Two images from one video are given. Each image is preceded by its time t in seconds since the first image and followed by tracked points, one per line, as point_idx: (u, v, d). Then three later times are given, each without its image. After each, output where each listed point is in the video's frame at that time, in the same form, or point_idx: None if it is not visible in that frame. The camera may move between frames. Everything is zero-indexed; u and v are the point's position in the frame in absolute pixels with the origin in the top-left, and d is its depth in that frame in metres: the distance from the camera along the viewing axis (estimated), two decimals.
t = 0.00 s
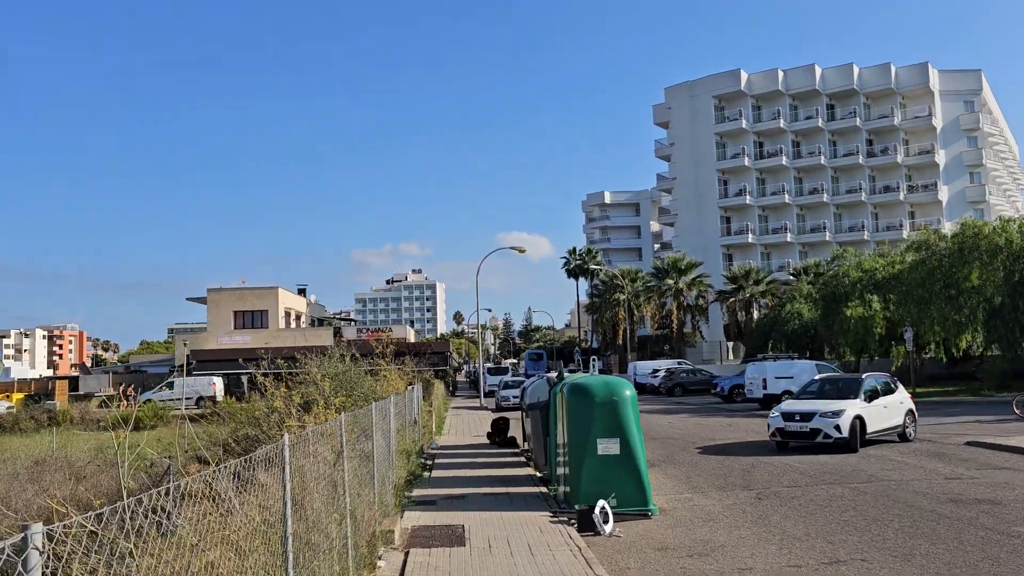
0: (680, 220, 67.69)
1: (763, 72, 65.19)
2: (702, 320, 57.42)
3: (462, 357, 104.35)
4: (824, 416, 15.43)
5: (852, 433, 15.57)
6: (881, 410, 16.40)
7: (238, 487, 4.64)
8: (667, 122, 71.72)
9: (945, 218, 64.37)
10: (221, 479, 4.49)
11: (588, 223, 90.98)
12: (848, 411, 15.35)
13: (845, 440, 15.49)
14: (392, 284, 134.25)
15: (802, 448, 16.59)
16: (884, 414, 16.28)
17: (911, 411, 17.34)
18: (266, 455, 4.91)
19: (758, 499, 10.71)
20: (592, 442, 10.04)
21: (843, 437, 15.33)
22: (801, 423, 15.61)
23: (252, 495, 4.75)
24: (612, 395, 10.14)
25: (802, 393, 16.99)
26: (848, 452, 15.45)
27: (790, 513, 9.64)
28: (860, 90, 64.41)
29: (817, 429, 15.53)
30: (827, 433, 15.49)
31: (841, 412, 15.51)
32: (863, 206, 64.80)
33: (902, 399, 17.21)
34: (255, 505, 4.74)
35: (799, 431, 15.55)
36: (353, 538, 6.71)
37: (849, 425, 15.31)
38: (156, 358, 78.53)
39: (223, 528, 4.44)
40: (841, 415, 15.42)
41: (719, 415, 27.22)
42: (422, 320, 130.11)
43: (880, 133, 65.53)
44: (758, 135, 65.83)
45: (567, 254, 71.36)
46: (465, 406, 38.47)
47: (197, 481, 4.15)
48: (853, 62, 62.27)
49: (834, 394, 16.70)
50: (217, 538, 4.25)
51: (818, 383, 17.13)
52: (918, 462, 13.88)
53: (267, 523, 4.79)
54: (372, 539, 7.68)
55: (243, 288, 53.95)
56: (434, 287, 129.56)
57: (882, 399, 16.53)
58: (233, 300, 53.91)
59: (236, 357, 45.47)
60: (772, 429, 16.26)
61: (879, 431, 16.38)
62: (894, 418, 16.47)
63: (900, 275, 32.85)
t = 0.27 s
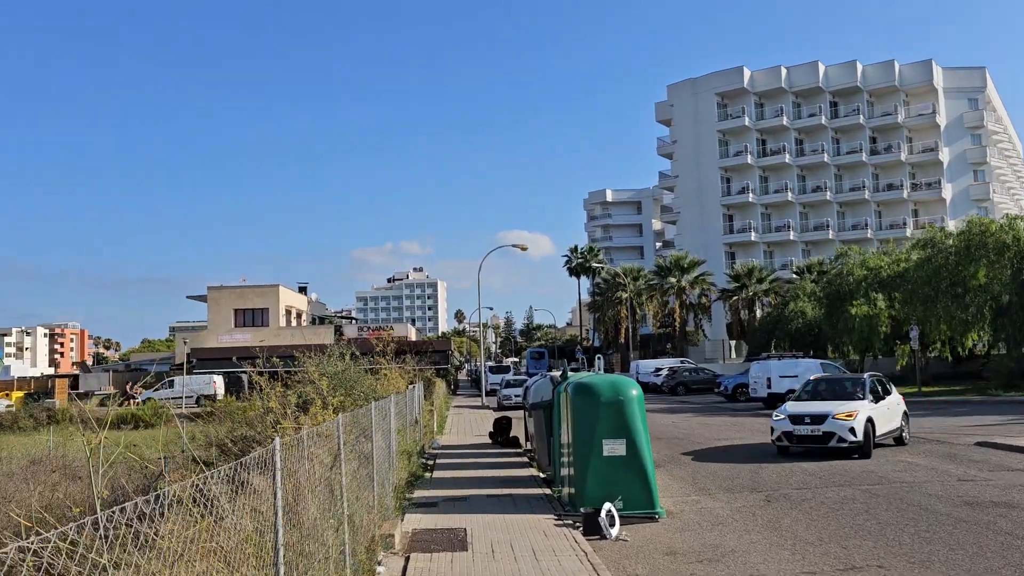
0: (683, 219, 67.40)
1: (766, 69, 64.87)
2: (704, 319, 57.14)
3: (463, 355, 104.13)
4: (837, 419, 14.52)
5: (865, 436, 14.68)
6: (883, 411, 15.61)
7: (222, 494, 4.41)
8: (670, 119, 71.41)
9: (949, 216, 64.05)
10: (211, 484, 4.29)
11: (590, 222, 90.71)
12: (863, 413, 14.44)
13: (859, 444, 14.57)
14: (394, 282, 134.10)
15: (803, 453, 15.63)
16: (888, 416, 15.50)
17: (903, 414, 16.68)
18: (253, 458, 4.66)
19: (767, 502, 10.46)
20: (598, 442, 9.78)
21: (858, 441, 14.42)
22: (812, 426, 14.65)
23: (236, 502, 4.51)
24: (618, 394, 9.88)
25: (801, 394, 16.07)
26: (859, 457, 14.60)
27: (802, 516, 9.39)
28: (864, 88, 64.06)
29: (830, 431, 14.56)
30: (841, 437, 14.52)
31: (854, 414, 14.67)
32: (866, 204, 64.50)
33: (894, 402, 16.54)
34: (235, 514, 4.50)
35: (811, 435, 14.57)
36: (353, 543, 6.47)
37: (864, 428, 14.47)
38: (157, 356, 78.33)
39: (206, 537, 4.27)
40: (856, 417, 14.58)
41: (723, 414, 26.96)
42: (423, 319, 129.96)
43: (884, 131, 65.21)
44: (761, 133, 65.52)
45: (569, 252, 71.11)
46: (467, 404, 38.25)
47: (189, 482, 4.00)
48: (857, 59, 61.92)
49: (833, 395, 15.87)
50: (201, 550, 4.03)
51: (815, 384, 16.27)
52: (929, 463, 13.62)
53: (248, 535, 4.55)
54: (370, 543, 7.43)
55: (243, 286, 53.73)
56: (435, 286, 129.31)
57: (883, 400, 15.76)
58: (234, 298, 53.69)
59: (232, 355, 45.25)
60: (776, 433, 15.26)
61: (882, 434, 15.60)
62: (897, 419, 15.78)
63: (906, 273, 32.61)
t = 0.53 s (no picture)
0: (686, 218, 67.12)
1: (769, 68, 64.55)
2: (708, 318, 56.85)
3: (465, 355, 103.92)
4: (861, 424, 12.94)
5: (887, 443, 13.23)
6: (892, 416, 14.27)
7: (203, 501, 4.15)
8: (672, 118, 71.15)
9: (953, 215, 63.73)
10: (190, 488, 4.04)
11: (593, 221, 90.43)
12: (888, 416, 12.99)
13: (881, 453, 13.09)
14: (395, 282, 133.95)
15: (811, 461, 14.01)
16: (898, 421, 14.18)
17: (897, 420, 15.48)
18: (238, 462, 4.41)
19: (777, 505, 10.18)
20: (603, 444, 9.51)
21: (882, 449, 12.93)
22: (833, 432, 13.00)
23: (217, 510, 4.25)
24: (624, 394, 9.62)
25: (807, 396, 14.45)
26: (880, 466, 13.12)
27: (813, 520, 9.09)
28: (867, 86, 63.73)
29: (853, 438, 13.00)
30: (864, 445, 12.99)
31: (876, 418, 13.15)
32: (870, 203, 64.17)
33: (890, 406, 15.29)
34: (214, 526, 4.24)
35: (832, 442, 12.93)
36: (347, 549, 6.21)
37: (889, 434, 12.97)
38: (158, 356, 78.12)
39: (184, 546, 4.03)
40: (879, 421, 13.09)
41: (727, 414, 26.69)
42: (425, 319, 129.76)
43: (888, 129, 64.88)
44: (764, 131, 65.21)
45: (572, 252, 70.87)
46: (469, 404, 38.03)
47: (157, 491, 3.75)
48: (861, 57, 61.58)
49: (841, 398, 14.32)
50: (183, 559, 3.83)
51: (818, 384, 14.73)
52: (940, 464, 13.32)
53: (227, 544, 4.30)
54: (367, 548, 7.17)
55: (244, 286, 53.51)
56: (437, 285, 129.11)
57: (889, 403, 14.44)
58: (235, 298, 53.50)
59: (223, 355, 44.76)
60: (787, 439, 13.56)
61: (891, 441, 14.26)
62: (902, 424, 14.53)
63: (912, 271, 32.30)
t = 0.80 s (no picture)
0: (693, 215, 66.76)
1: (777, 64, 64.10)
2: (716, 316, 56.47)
3: (472, 354, 103.76)
4: (901, 430, 11.67)
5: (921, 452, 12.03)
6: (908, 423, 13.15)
7: (190, 513, 3.91)
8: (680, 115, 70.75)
9: (964, 211, 63.17)
10: (175, 498, 3.81)
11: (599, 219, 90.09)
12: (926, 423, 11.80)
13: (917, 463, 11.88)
14: (402, 281, 133.93)
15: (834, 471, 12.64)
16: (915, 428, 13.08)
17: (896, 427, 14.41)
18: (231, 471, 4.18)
19: (795, 507, 9.88)
20: (614, 444, 9.25)
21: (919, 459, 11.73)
22: (872, 438, 11.65)
23: (205, 522, 4.00)
24: (635, 393, 9.35)
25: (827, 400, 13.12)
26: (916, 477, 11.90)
27: (832, 524, 8.81)
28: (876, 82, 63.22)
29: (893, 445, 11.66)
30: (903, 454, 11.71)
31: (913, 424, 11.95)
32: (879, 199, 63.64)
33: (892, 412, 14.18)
34: (200, 540, 4.00)
35: (871, 449, 11.60)
36: (349, 556, 5.98)
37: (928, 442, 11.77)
38: (165, 356, 78.18)
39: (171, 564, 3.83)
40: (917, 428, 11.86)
41: (737, 413, 26.37)
42: (432, 318, 129.78)
43: (897, 125, 64.34)
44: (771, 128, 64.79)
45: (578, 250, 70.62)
46: (476, 403, 37.82)
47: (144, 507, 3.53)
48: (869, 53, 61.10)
49: (859, 400, 13.08)
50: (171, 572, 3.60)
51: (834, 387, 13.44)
52: (960, 464, 12.97)
53: (216, 556, 4.06)
54: (372, 555, 6.90)
55: (250, 286, 53.41)
56: (444, 284, 129.03)
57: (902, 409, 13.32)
58: (241, 298, 53.38)
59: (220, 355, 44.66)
60: (816, 446, 12.14)
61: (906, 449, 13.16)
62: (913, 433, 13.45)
63: (924, 268, 31.92)
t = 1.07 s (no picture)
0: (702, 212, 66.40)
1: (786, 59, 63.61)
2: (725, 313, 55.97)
3: (480, 353, 103.49)
4: (954, 437, 10.11)
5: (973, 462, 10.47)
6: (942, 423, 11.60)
7: (179, 519, 3.69)
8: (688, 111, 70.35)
9: (975, 206, 62.56)
10: (166, 502, 3.61)
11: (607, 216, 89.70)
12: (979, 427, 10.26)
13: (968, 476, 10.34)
14: (410, 280, 133.69)
15: (869, 482, 11.08)
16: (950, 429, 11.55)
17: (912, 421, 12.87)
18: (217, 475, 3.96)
19: (813, 508, 9.62)
20: (627, 443, 8.98)
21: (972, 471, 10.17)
22: (922, 448, 10.07)
23: (194, 530, 3.77)
24: (648, 390, 9.09)
25: (855, 400, 11.52)
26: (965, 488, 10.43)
27: (853, 525, 8.53)
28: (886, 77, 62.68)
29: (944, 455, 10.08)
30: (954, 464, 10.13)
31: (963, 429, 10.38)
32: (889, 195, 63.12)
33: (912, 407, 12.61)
34: (187, 550, 3.78)
35: (922, 461, 10.02)
36: (353, 560, 5.76)
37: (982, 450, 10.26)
38: (173, 356, 78.09)
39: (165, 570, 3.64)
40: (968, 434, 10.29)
41: (748, 412, 26.04)
42: (440, 317, 129.56)
43: (907, 120, 63.77)
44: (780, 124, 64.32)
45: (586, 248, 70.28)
46: (484, 402, 37.55)
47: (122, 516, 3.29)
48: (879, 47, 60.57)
49: (891, 400, 11.45)
50: None
51: (859, 384, 11.87)
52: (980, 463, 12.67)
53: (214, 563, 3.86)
54: (379, 558, 6.69)
55: (257, 285, 53.21)
56: (451, 283, 128.76)
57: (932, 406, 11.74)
58: (249, 297, 53.21)
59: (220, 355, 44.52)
60: (855, 457, 10.52)
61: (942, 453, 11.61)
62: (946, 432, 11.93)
63: (937, 264, 31.47)
